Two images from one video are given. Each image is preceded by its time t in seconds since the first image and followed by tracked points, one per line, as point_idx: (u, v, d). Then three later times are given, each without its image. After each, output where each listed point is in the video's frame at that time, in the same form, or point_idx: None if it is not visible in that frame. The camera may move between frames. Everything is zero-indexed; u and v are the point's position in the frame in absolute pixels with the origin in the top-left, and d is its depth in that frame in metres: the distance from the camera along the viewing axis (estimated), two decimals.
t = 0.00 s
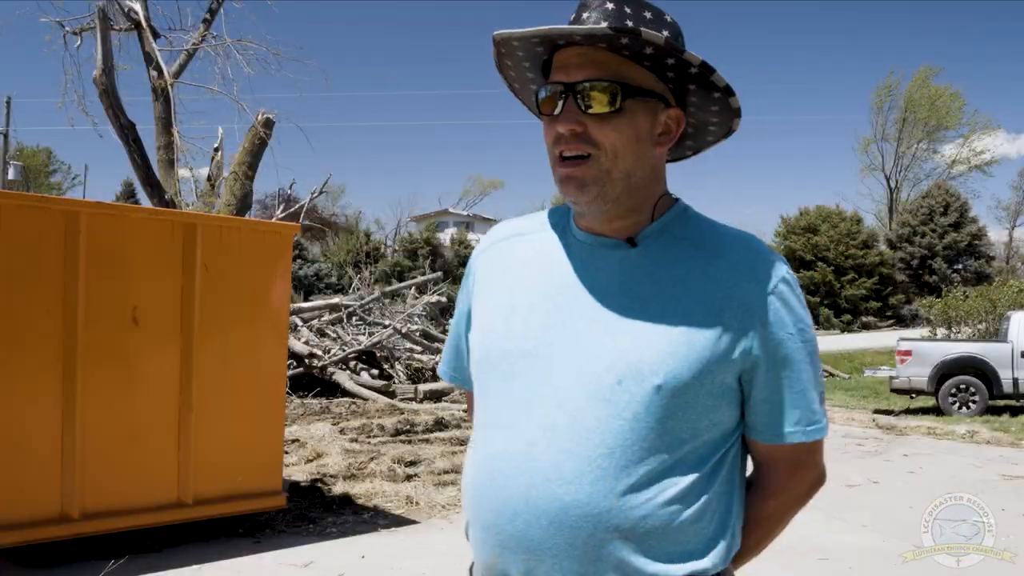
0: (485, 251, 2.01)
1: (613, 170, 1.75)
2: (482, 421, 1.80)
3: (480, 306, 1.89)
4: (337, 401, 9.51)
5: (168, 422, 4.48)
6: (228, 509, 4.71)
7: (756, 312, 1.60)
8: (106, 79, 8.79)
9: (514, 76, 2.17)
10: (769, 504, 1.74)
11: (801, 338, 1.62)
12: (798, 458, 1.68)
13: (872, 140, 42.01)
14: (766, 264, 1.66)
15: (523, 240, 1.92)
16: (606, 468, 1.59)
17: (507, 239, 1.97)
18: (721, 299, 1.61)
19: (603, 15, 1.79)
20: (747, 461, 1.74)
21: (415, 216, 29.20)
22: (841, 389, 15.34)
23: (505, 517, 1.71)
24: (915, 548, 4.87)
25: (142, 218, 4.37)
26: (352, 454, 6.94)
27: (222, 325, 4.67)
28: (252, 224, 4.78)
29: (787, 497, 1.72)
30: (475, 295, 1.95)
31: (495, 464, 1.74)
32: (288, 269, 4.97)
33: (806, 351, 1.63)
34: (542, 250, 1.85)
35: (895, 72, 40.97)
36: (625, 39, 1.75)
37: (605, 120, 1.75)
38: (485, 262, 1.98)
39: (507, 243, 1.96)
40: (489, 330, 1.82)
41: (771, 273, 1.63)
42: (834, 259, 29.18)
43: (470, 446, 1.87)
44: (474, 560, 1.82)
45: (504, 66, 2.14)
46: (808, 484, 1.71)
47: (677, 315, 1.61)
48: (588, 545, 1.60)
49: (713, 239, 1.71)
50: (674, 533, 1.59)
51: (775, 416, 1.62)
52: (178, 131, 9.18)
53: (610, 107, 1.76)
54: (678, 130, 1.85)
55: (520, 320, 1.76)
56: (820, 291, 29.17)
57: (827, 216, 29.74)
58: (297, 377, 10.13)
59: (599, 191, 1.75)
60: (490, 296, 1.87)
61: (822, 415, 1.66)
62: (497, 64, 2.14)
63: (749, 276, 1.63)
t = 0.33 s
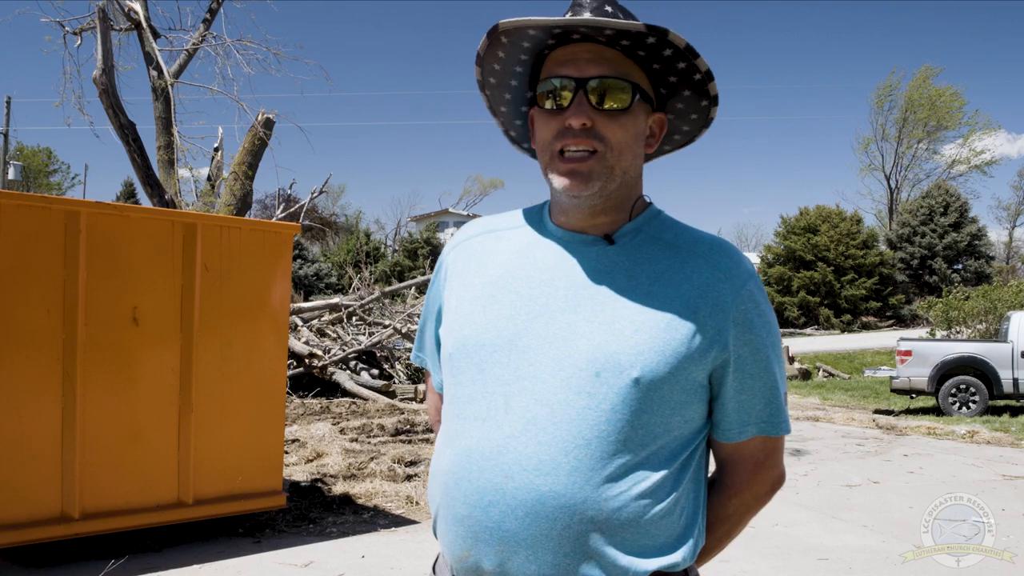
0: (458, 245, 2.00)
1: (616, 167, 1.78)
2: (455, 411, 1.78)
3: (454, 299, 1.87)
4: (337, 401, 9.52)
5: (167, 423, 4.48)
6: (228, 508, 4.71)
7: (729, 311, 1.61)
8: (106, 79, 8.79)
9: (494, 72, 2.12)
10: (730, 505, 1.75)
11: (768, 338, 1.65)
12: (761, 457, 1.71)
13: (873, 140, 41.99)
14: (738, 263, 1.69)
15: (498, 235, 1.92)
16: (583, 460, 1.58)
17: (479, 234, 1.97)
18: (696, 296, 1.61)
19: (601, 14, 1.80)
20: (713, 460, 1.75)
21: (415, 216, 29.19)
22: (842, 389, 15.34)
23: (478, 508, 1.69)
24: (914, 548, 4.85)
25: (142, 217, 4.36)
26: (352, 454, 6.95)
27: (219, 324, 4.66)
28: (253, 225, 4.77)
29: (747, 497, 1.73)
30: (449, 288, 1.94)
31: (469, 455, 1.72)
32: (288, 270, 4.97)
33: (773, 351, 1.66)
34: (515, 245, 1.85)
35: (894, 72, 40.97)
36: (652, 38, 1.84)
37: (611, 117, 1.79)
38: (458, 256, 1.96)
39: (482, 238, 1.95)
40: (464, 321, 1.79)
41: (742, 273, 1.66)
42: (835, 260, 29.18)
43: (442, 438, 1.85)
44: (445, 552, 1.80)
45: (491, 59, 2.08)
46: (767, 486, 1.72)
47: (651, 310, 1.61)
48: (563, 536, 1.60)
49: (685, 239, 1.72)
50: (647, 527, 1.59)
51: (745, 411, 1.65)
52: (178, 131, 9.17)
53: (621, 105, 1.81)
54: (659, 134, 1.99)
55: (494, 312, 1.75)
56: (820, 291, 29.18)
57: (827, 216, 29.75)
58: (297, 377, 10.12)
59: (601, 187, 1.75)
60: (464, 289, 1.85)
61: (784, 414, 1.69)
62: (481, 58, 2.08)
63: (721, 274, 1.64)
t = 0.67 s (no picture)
0: (453, 250, 2.00)
1: (618, 168, 1.79)
2: (458, 416, 1.77)
3: (451, 304, 1.87)
4: (337, 402, 9.52)
5: (167, 423, 4.48)
6: (229, 508, 4.71)
7: (726, 304, 1.61)
8: (106, 79, 8.79)
9: (486, 72, 2.10)
10: (734, 495, 1.76)
11: (764, 329, 1.65)
12: (763, 447, 1.71)
13: (873, 140, 42.10)
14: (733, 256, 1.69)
15: (493, 239, 1.92)
16: (588, 459, 1.58)
17: (473, 238, 1.97)
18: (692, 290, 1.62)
19: (597, 15, 1.80)
20: (715, 453, 1.76)
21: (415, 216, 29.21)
22: (842, 389, 15.34)
23: (486, 511, 1.69)
24: (914, 548, 4.85)
25: (142, 217, 4.36)
26: (353, 454, 6.96)
27: (219, 325, 4.66)
28: (253, 225, 4.78)
29: (752, 487, 1.75)
30: (447, 292, 1.94)
31: (475, 459, 1.72)
32: (288, 270, 4.97)
33: (771, 341, 1.66)
34: (510, 249, 1.85)
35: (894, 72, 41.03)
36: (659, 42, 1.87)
37: (612, 119, 1.80)
38: (454, 261, 1.96)
39: (477, 242, 1.95)
40: (463, 326, 1.80)
41: (738, 265, 1.65)
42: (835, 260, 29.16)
43: (446, 442, 1.84)
44: (453, 555, 1.80)
45: (486, 58, 2.05)
46: (770, 475, 1.73)
47: (648, 307, 1.61)
48: (571, 535, 1.60)
49: (680, 234, 1.72)
50: (654, 523, 1.59)
51: (744, 403, 1.65)
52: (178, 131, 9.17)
53: (624, 108, 1.82)
54: (647, 133, 2.02)
55: (493, 315, 1.75)
56: (820, 291, 29.20)
57: (827, 216, 29.75)
58: (297, 377, 10.12)
59: (604, 188, 1.76)
60: (461, 294, 1.85)
61: (784, 401, 1.70)
62: (474, 56, 2.05)
63: (716, 266, 1.64)
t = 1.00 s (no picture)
0: (474, 261, 2.01)
1: (626, 177, 1.78)
2: (487, 431, 1.78)
3: (475, 317, 1.88)
4: (337, 401, 9.53)
5: (167, 424, 4.48)
6: (229, 508, 4.72)
7: (749, 303, 1.60)
8: (106, 79, 8.80)
9: (493, 81, 2.10)
10: (772, 490, 1.76)
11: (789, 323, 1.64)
12: (797, 440, 1.70)
13: (872, 140, 42.14)
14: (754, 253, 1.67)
15: (512, 248, 1.92)
16: (617, 469, 1.58)
17: (493, 249, 1.97)
18: (713, 292, 1.61)
19: (602, 18, 1.79)
20: (751, 450, 1.75)
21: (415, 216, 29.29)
22: (841, 389, 15.36)
23: (520, 524, 1.69)
24: (913, 548, 4.85)
25: (141, 217, 4.37)
26: (353, 454, 6.96)
27: (220, 325, 4.66)
28: (253, 225, 4.78)
29: (790, 482, 1.74)
30: (469, 304, 1.95)
31: (505, 473, 1.72)
32: (288, 269, 4.97)
33: (798, 336, 1.65)
34: (529, 258, 1.86)
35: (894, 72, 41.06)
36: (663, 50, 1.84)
37: (620, 128, 1.79)
38: (475, 274, 1.97)
39: (497, 253, 1.95)
40: (486, 341, 1.81)
41: (759, 261, 1.64)
42: (834, 260, 29.18)
43: (478, 456, 1.85)
44: (491, 568, 1.81)
45: (491, 68, 2.05)
46: (808, 467, 1.73)
47: (669, 310, 1.62)
48: (606, 544, 1.60)
49: (701, 232, 1.71)
50: (688, 528, 1.59)
51: (774, 400, 1.64)
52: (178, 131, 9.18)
53: (630, 116, 1.80)
54: (662, 134, 1.99)
55: (515, 328, 1.76)
56: (820, 291, 29.21)
57: (827, 216, 29.78)
58: (297, 377, 10.12)
59: (613, 198, 1.75)
60: (484, 307, 1.86)
61: (816, 394, 1.68)
62: (479, 66, 2.05)
63: (738, 263, 1.63)
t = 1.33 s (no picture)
0: (492, 260, 2.01)
1: (646, 181, 1.77)
2: (503, 432, 1.79)
3: (492, 318, 1.89)
4: (337, 402, 9.53)
5: (168, 424, 4.48)
6: (229, 508, 4.71)
7: (766, 308, 1.60)
8: (106, 79, 8.79)
9: (511, 82, 2.09)
10: (786, 495, 1.76)
11: (807, 329, 1.63)
12: (813, 447, 1.69)
13: (872, 141, 42.15)
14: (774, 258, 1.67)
15: (529, 248, 1.93)
16: (630, 474, 1.59)
17: (511, 248, 1.98)
18: (730, 297, 1.61)
19: (622, 19, 1.78)
20: (767, 454, 1.75)
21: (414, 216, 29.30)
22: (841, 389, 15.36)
23: (533, 527, 1.70)
24: (914, 548, 4.85)
25: (142, 217, 4.37)
26: (352, 454, 6.96)
27: (220, 325, 4.67)
28: (252, 225, 4.77)
29: (804, 487, 1.73)
30: (487, 303, 1.96)
31: (519, 475, 1.73)
32: (288, 269, 4.97)
33: (817, 343, 1.64)
34: (547, 258, 1.87)
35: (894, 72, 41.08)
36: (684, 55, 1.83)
37: (641, 132, 1.78)
38: (492, 274, 1.98)
39: (514, 253, 1.95)
40: (503, 342, 1.81)
41: (777, 267, 1.63)
42: (834, 260, 29.18)
43: (494, 457, 1.86)
44: (504, 568, 1.81)
45: (509, 71, 2.04)
46: (824, 473, 1.72)
47: (686, 316, 1.62)
48: (619, 548, 1.60)
49: (718, 235, 1.70)
50: (701, 534, 1.59)
51: (790, 408, 1.64)
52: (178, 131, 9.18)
53: (650, 119, 1.80)
54: (682, 135, 1.98)
55: (532, 329, 1.76)
56: (820, 291, 29.22)
57: (827, 216, 29.80)
58: (297, 377, 10.12)
59: (633, 202, 1.74)
60: (501, 307, 1.87)
61: (834, 402, 1.68)
62: (497, 68, 2.04)
63: (757, 270, 1.63)
